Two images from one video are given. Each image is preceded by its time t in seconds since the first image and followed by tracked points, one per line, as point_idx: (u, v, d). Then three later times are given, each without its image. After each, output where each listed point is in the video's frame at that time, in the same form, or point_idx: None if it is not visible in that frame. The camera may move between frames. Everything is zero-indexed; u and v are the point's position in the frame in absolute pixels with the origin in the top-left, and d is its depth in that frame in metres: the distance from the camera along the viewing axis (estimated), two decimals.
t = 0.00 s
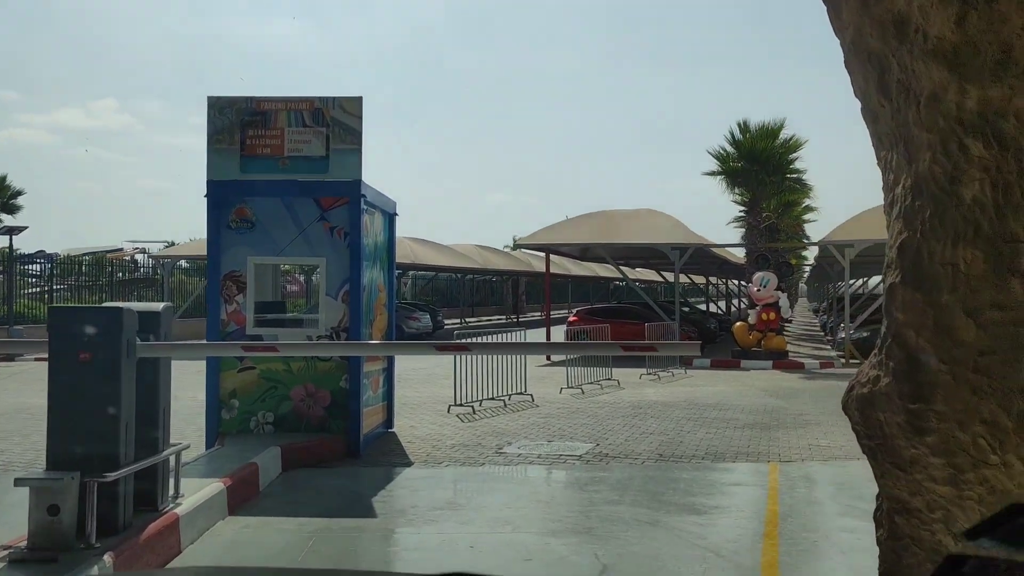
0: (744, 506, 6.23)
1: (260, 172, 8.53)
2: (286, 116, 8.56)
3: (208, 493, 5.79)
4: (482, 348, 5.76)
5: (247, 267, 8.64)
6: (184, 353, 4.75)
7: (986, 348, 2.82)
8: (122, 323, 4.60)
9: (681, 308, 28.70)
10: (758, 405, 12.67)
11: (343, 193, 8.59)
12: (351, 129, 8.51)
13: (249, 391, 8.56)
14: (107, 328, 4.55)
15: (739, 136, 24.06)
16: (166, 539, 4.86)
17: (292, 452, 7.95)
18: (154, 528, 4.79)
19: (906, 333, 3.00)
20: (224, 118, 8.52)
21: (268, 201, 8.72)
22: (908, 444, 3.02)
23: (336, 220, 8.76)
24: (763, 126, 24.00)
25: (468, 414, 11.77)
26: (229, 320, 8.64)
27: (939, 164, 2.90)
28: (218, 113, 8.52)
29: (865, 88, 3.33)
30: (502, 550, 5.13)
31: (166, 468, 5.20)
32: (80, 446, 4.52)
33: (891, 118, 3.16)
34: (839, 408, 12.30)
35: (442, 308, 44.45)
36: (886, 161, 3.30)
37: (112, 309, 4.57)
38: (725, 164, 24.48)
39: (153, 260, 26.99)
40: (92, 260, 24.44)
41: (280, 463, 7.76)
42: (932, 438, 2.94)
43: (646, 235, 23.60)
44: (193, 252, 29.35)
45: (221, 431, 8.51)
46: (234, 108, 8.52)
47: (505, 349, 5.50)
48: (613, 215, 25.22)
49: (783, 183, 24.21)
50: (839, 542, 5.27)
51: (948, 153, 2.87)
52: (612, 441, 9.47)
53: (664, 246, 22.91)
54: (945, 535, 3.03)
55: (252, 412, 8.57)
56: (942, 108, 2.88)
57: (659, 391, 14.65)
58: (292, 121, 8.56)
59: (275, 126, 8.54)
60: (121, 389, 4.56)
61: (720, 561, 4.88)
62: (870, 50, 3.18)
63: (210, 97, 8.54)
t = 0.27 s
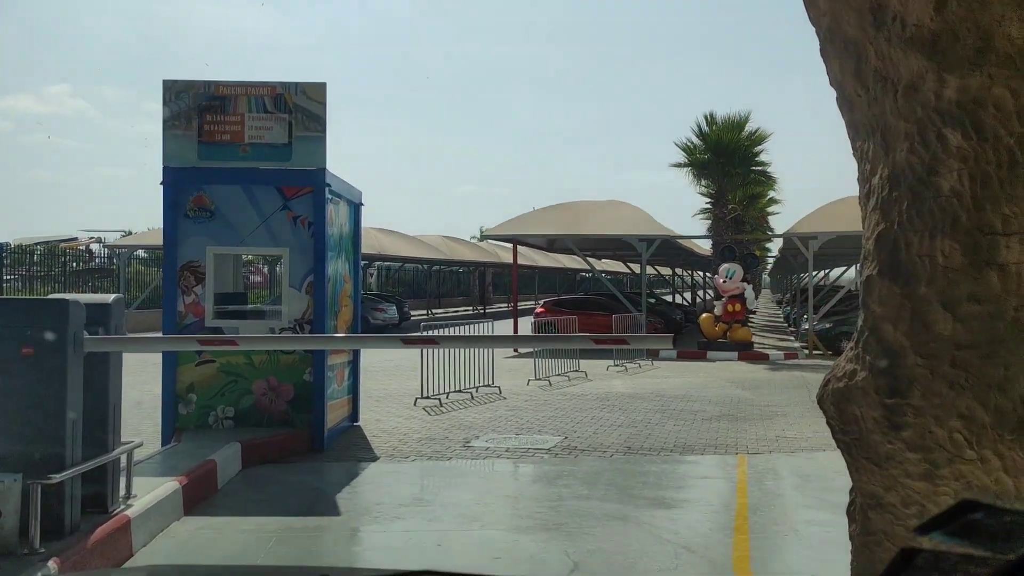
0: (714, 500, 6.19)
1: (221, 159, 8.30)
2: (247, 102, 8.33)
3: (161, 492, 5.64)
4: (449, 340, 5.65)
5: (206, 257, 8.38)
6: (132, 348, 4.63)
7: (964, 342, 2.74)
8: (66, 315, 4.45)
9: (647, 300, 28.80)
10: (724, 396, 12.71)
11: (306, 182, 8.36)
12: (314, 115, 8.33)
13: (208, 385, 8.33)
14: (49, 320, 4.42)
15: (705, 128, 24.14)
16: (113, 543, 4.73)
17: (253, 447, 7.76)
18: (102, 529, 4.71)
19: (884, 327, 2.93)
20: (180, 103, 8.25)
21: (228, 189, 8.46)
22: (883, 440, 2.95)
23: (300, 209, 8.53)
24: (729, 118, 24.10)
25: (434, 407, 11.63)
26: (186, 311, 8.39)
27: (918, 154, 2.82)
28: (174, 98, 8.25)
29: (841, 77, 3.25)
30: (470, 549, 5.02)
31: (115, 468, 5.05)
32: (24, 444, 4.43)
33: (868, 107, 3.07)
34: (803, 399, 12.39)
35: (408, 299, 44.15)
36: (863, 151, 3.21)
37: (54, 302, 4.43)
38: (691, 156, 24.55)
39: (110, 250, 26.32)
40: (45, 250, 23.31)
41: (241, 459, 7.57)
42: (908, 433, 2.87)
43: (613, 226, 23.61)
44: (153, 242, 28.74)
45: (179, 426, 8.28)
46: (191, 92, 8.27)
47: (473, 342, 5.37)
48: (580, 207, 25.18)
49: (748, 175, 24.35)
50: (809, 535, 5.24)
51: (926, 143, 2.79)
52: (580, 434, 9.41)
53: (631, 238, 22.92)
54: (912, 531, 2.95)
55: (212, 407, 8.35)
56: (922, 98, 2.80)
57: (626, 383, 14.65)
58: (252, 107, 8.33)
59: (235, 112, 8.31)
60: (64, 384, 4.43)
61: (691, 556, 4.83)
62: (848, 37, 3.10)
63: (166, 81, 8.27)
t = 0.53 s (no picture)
0: (703, 498, 6.12)
1: (199, 153, 8.10)
2: (225, 94, 8.13)
3: (140, 493, 5.48)
4: (435, 338, 5.50)
5: (184, 253, 8.20)
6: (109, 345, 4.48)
7: (972, 339, 2.65)
8: (39, 313, 4.29)
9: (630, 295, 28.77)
10: (709, 392, 12.68)
11: (287, 176, 8.19)
12: (294, 108, 8.14)
13: (188, 382, 8.16)
14: (23, 318, 4.26)
15: (688, 122, 24.13)
16: (90, 549, 4.57)
17: (234, 446, 7.61)
18: (77, 533, 4.54)
19: (888, 322, 2.84)
20: (157, 95, 8.05)
21: (207, 183, 8.27)
22: (887, 438, 2.86)
23: (280, 203, 8.34)
24: (712, 113, 24.10)
25: (417, 404, 11.50)
26: (165, 308, 8.21)
27: (923, 144, 2.73)
28: (150, 90, 8.04)
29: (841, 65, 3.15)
30: (458, 550, 4.91)
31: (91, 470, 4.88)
32: None
33: (870, 96, 2.98)
34: (788, 393, 12.38)
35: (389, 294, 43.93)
36: (863, 142, 3.12)
37: (27, 299, 4.27)
38: (674, 151, 24.54)
39: (88, 246, 25.95)
40: (21, 246, 22.83)
41: (221, 459, 7.42)
42: (912, 433, 2.79)
43: (597, 221, 23.51)
44: (130, 236, 28.30)
45: (158, 424, 8.10)
46: (168, 84, 8.06)
47: (461, 339, 5.25)
48: (562, 202, 25.08)
49: (731, 170, 24.37)
50: (800, 533, 5.17)
51: (931, 133, 2.70)
52: (566, 431, 9.32)
53: (614, 233, 22.88)
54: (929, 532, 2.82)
55: (191, 405, 8.18)
56: (927, 86, 2.71)
57: (611, 379, 14.58)
58: (232, 99, 8.13)
59: (213, 105, 8.10)
60: (37, 384, 4.27)
61: (683, 555, 4.75)
62: (849, 23, 3.00)
63: (143, 72, 8.06)
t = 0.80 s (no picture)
0: (697, 495, 6.05)
1: (183, 145, 7.94)
2: (209, 86, 7.97)
3: (123, 493, 5.35)
4: (426, 333, 5.40)
5: (168, 247, 8.06)
6: (92, 342, 4.36)
7: (983, 333, 2.58)
8: (18, 308, 4.16)
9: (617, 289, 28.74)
10: (698, 386, 12.64)
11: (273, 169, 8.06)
12: (280, 99, 8.00)
13: (172, 379, 8.02)
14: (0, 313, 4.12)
15: (676, 116, 24.10)
16: (71, 550, 4.45)
17: (220, 444, 7.48)
18: (57, 536, 4.41)
19: (894, 316, 2.76)
20: (140, 86, 7.88)
21: (191, 176, 8.13)
22: (893, 434, 2.79)
23: (266, 197, 8.22)
24: (700, 107, 24.08)
25: (405, 400, 11.39)
26: (149, 303, 8.06)
27: (932, 132, 2.65)
28: (133, 81, 7.87)
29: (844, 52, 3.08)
30: (449, 549, 4.81)
31: (72, 470, 4.75)
32: None
33: (875, 84, 2.91)
34: (777, 388, 12.36)
35: (376, 290, 43.73)
36: (867, 131, 3.05)
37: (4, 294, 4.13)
38: (662, 145, 24.50)
39: (70, 241, 25.64)
40: (4, 241, 22.49)
41: (207, 457, 7.29)
42: (919, 429, 2.72)
43: (585, 215, 23.42)
44: (113, 231, 27.93)
45: (142, 421, 7.96)
46: (151, 75, 7.90)
47: (452, 335, 5.14)
48: (550, 196, 24.97)
49: (718, 164, 24.37)
50: (796, 530, 5.11)
51: (941, 120, 2.62)
52: (556, 426, 9.24)
53: (602, 227, 22.82)
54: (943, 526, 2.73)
55: (176, 402, 8.04)
56: (937, 72, 2.63)
57: (599, 374, 14.51)
58: (216, 91, 7.98)
59: (197, 96, 7.94)
60: (15, 381, 4.13)
61: (678, 553, 4.68)
62: (854, 9, 2.93)
63: (125, 63, 7.89)
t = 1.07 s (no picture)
0: (691, 493, 5.99)
1: (170, 140, 7.81)
2: (197, 80, 7.85)
3: (109, 493, 5.25)
4: (417, 330, 5.31)
5: (155, 244, 7.94)
6: (75, 341, 4.27)
7: (991, 330, 2.52)
8: None
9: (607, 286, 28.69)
10: (690, 383, 12.60)
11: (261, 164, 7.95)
12: (269, 94, 7.89)
13: (159, 377, 7.90)
14: None
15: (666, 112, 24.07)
16: (55, 552, 4.36)
17: (208, 442, 7.37)
18: (41, 538, 4.31)
19: (899, 312, 2.70)
20: (126, 80, 7.74)
21: (178, 171, 8.00)
22: (898, 433, 2.73)
23: (254, 192, 8.11)
24: (690, 103, 24.07)
25: (396, 397, 11.31)
26: (136, 301, 7.94)
27: (938, 124, 2.58)
28: (118, 75, 7.73)
29: (847, 41, 3.02)
30: (441, 550, 4.73)
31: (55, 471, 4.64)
32: None
33: (878, 74, 2.84)
34: (769, 384, 12.34)
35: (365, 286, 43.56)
36: (869, 123, 2.98)
37: None
38: (652, 141, 24.47)
39: (57, 238, 25.39)
40: None
41: (195, 455, 7.18)
42: (924, 428, 2.66)
43: (575, 212, 23.34)
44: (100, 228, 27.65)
45: (129, 420, 7.84)
46: (138, 69, 7.76)
47: (445, 332, 5.06)
48: (540, 192, 24.89)
49: (709, 160, 24.36)
50: (791, 529, 5.06)
51: (948, 111, 2.55)
52: (548, 424, 9.17)
53: (593, 223, 22.77)
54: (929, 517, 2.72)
55: (163, 400, 7.92)
56: (943, 61, 2.56)
57: (591, 370, 14.45)
58: (204, 85, 7.86)
59: (184, 90, 7.82)
60: None
61: (674, 553, 4.62)
62: None
63: (111, 57, 7.76)
